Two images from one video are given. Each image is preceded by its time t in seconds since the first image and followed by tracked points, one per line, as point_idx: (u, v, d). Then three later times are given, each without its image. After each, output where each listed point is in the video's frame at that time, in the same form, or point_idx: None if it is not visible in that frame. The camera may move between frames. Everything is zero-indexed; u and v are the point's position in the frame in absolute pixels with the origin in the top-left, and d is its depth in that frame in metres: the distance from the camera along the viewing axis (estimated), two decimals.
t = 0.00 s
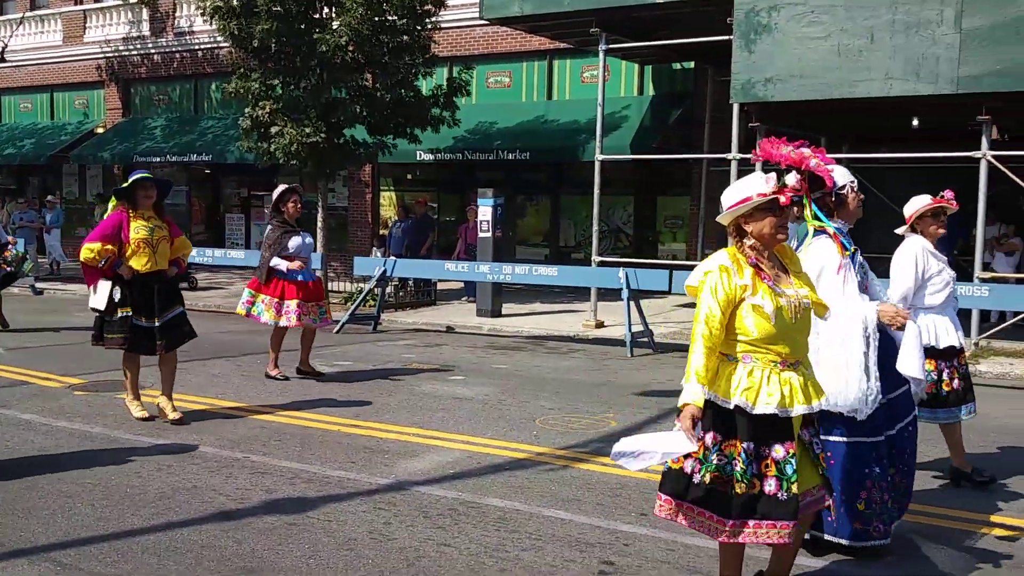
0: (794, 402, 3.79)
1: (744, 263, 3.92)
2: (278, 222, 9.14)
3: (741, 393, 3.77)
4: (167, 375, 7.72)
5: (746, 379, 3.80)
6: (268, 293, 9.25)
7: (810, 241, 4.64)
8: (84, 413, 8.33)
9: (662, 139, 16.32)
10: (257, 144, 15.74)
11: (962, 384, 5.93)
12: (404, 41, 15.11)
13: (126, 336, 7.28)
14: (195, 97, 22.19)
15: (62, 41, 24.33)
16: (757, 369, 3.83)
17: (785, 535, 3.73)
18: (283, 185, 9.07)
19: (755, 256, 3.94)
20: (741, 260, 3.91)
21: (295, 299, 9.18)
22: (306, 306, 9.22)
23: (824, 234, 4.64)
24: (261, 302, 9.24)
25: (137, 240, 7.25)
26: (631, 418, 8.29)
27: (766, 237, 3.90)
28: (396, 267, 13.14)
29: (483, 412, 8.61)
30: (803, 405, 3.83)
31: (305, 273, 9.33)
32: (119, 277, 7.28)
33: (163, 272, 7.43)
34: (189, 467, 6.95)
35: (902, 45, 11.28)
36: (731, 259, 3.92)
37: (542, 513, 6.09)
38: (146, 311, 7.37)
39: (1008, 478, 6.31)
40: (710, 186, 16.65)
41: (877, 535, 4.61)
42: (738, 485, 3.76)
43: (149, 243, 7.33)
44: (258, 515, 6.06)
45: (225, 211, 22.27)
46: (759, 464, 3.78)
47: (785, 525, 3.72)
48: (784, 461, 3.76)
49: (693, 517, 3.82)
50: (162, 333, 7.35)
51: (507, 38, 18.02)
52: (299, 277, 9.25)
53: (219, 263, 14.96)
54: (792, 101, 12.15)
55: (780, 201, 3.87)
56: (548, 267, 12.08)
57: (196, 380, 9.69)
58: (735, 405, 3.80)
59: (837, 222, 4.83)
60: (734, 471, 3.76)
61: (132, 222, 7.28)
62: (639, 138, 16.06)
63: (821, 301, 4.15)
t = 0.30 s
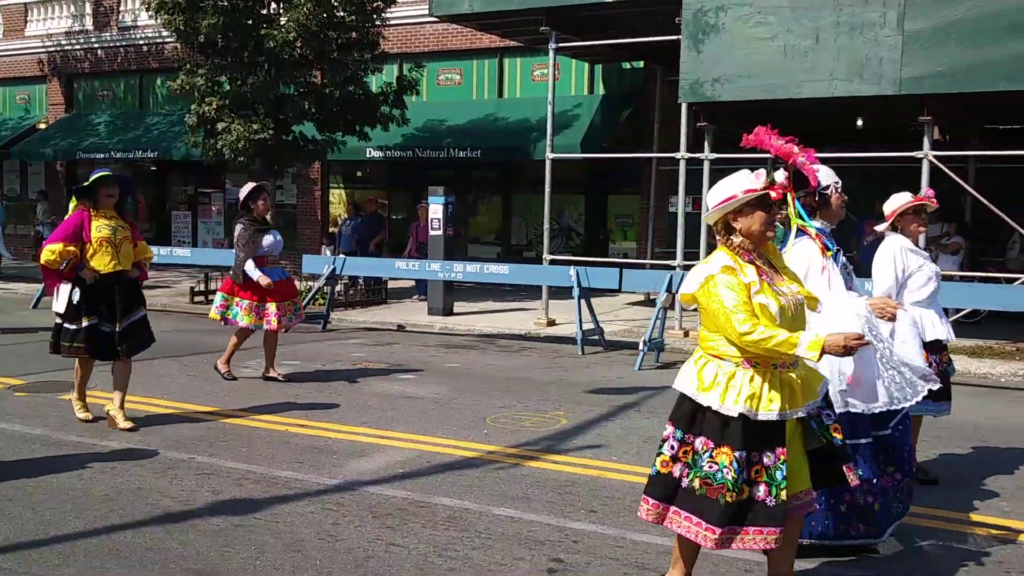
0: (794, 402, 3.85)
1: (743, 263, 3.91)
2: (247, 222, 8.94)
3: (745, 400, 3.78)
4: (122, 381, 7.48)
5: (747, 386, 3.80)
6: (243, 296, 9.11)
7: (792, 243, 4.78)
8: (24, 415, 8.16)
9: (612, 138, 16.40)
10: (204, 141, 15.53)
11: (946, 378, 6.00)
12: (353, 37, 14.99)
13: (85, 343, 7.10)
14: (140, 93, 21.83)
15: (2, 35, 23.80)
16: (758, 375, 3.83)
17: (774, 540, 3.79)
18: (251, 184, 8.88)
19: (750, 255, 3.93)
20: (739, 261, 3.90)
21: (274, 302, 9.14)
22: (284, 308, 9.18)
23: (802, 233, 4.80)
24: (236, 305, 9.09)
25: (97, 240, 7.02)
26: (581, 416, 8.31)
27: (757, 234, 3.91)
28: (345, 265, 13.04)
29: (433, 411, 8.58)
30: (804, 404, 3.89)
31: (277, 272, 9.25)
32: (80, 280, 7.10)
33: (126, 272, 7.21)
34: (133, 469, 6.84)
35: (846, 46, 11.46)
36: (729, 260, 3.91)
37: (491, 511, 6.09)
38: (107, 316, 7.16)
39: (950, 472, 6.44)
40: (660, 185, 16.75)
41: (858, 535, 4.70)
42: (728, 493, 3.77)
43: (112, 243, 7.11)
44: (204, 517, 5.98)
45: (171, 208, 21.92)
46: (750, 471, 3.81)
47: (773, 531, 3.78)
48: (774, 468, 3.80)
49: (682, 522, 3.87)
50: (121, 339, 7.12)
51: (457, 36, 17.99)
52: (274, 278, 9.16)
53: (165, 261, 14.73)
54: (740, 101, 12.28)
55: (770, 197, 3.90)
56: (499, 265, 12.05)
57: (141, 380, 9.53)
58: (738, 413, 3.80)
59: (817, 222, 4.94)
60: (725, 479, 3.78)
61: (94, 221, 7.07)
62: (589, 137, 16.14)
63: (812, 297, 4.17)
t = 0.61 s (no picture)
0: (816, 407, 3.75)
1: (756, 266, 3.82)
2: (235, 221, 8.82)
3: (766, 407, 3.66)
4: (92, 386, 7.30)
5: (766, 393, 3.68)
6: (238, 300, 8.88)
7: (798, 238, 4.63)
8: None
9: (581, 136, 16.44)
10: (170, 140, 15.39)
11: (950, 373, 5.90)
12: (320, 35, 14.87)
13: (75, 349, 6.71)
14: (105, 92, 21.58)
15: None
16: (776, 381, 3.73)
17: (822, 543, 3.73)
18: (238, 185, 8.72)
19: (763, 257, 3.85)
20: (753, 264, 3.81)
21: (270, 302, 8.90)
22: (281, 308, 8.96)
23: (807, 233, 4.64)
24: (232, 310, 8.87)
25: (74, 241, 6.69)
26: (554, 414, 8.32)
27: (770, 236, 3.83)
28: (315, 265, 12.97)
29: (405, 410, 8.55)
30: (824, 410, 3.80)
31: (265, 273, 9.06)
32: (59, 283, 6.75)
33: (104, 275, 6.87)
34: (101, 473, 6.76)
35: (811, 43, 11.55)
36: (744, 263, 3.81)
37: (464, 510, 6.09)
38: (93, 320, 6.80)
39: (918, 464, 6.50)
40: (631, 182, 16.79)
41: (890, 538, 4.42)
42: (771, 502, 3.68)
43: (88, 245, 6.76)
44: (174, 519, 5.93)
45: (139, 209, 21.69)
46: (788, 476, 3.72)
47: (819, 534, 3.72)
48: (810, 470, 3.71)
49: (730, 536, 3.78)
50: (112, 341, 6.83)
51: (426, 34, 17.95)
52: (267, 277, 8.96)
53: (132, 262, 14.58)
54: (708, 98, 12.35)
55: (782, 198, 3.81)
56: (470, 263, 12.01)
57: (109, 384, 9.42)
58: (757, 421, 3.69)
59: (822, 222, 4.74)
60: (765, 489, 3.69)
61: (70, 223, 6.75)
62: (558, 134, 16.16)
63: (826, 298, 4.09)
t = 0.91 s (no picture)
0: (895, 418, 3.64)
1: (828, 271, 3.72)
2: (282, 223, 8.94)
3: (848, 416, 3.56)
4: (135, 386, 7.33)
5: (848, 401, 3.60)
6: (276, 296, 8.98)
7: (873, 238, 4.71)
8: (28, 418, 8.16)
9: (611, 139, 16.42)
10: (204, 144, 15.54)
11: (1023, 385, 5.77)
12: (351, 39, 15.01)
13: (120, 353, 6.79)
14: (139, 97, 21.83)
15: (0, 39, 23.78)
16: (858, 389, 3.62)
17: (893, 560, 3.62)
18: (286, 186, 8.79)
19: (837, 262, 3.74)
20: (824, 269, 3.71)
21: (306, 303, 8.91)
22: (315, 311, 8.95)
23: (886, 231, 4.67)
24: (267, 306, 8.98)
25: (123, 247, 6.71)
26: (586, 417, 8.32)
27: (845, 240, 3.72)
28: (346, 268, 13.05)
29: (436, 412, 8.57)
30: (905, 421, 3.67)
31: (311, 275, 9.08)
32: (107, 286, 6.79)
33: (153, 280, 6.90)
34: (139, 472, 6.84)
35: (844, 44, 11.48)
36: (816, 268, 3.71)
37: (497, 513, 6.09)
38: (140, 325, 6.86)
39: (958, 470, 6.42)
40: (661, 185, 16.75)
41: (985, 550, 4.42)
42: (846, 516, 3.57)
43: (137, 249, 6.79)
44: (210, 519, 5.99)
45: (172, 212, 21.91)
46: (866, 490, 3.61)
47: (892, 551, 3.60)
48: (890, 485, 3.61)
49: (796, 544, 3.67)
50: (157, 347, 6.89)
51: (456, 37, 17.99)
52: (308, 279, 8.97)
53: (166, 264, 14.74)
54: (739, 100, 12.29)
55: (857, 200, 3.68)
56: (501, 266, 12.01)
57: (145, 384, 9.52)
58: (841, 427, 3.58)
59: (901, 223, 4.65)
60: (839, 501, 3.58)
61: (119, 228, 6.77)
62: (589, 137, 16.16)
63: (910, 303, 3.93)
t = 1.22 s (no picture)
0: None
1: (983, 282, 3.56)
2: (393, 233, 8.99)
3: (990, 433, 3.38)
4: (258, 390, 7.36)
5: (990, 418, 3.41)
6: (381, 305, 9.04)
7: None
8: (134, 417, 8.48)
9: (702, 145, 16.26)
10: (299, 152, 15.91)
11: None
12: (443, 48, 15.20)
13: (231, 358, 6.88)
14: (237, 105, 22.44)
15: (107, 50, 24.72)
16: (1005, 406, 3.44)
17: None
18: (399, 197, 8.95)
19: (996, 273, 3.56)
20: (980, 279, 3.55)
21: (408, 312, 8.93)
22: (418, 320, 8.96)
23: None
24: (374, 314, 9.03)
25: (237, 253, 6.82)
26: (677, 427, 8.25)
27: (1007, 250, 3.53)
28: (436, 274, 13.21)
29: (525, 419, 8.59)
30: None
31: (420, 286, 9.09)
32: (220, 293, 6.87)
33: (264, 287, 6.99)
34: (238, 472, 7.04)
35: (945, 48, 11.16)
36: (967, 277, 3.56)
37: (587, 521, 6.09)
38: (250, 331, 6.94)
39: None
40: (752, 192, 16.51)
41: None
42: (984, 539, 3.33)
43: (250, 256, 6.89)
44: (307, 519, 6.12)
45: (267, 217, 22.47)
46: (1006, 515, 3.36)
47: None
48: None
49: (920, 567, 3.44)
50: (267, 354, 6.94)
51: (546, 45, 18.04)
52: (412, 290, 8.98)
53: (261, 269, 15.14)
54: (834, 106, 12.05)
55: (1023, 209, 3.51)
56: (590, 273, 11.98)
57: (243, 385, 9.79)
58: (978, 445, 3.39)
59: None
60: (977, 522, 3.34)
61: (232, 236, 6.89)
62: (678, 143, 16.03)
63: None
